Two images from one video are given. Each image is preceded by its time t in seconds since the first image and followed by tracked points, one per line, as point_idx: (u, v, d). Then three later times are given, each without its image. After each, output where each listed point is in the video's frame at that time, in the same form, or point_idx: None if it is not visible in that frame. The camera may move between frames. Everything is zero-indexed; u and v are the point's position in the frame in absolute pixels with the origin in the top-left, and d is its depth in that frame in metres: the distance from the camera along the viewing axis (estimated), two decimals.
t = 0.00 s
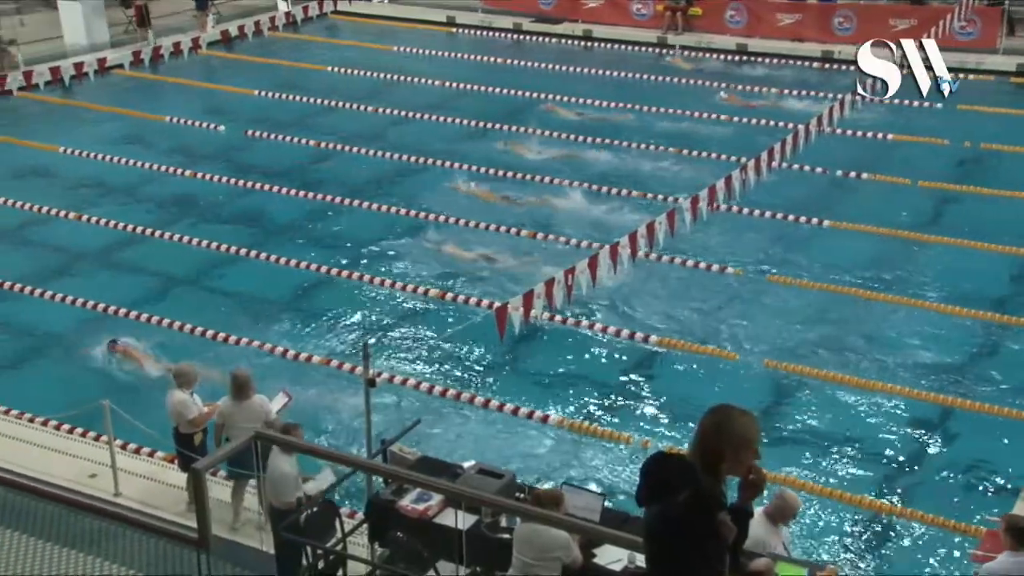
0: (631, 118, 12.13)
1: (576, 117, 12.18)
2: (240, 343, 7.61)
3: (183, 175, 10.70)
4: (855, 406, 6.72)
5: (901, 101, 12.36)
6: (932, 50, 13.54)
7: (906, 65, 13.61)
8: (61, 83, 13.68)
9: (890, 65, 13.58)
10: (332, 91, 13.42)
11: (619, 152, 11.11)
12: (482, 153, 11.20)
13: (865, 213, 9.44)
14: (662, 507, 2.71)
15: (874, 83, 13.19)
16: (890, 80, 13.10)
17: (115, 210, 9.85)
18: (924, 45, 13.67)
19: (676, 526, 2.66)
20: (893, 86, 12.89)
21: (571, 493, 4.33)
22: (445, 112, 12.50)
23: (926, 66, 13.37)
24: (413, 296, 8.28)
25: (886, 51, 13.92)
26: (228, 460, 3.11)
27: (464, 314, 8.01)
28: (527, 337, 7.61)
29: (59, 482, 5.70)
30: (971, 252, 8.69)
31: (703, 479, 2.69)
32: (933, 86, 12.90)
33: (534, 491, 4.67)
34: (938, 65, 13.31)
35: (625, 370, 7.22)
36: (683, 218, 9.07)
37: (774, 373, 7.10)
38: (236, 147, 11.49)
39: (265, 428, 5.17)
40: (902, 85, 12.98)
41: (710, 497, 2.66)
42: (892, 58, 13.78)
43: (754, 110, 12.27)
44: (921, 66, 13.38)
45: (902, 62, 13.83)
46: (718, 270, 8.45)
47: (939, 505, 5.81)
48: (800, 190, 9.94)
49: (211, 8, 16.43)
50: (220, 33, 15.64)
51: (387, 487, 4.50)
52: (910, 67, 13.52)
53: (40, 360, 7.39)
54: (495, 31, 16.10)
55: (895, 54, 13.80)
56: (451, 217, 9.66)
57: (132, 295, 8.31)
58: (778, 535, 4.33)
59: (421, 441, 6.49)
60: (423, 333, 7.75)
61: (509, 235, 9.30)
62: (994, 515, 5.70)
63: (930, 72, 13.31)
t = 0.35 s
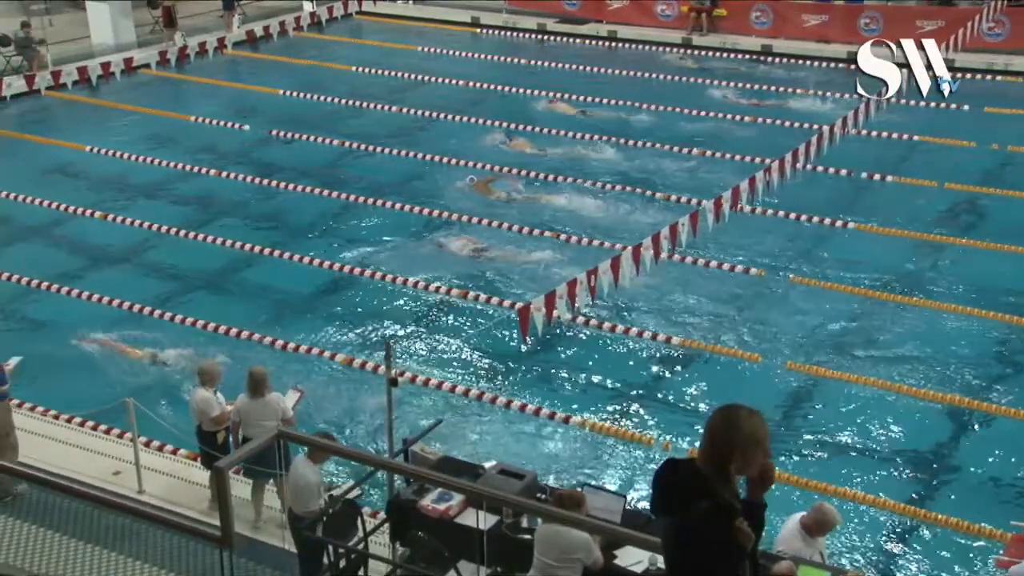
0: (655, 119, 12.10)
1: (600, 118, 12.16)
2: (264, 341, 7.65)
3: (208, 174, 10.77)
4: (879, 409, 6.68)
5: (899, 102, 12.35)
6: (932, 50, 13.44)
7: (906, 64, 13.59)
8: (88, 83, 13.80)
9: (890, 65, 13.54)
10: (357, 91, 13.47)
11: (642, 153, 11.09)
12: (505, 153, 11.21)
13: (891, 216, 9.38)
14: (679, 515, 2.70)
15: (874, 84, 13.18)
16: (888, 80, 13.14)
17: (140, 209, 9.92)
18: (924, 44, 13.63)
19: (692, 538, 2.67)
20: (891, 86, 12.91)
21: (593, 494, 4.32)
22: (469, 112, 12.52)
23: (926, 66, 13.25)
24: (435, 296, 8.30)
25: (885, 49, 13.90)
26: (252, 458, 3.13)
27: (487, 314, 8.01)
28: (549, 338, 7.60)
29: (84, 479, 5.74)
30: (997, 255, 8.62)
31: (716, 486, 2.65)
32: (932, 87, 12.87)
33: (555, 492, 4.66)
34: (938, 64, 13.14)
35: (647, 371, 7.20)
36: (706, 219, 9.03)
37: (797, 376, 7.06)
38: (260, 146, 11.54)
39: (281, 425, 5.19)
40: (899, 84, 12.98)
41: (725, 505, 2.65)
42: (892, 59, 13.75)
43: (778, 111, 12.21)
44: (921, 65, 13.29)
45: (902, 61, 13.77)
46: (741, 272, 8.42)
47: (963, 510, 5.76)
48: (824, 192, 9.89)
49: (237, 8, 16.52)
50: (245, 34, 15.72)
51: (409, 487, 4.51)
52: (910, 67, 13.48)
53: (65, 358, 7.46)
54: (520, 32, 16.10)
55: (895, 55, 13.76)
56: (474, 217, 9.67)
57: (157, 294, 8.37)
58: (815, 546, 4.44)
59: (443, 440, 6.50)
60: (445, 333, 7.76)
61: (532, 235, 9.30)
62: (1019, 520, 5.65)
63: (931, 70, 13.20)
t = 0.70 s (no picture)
0: (669, 120, 12.08)
1: (614, 119, 12.15)
2: (277, 341, 7.67)
3: (222, 174, 10.80)
4: (892, 411, 6.65)
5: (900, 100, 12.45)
6: (932, 50, 13.60)
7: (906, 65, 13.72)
8: (104, 83, 13.87)
9: (889, 65, 13.71)
10: (371, 91, 13.50)
11: (655, 154, 11.07)
12: (519, 154, 11.20)
13: (906, 217, 9.34)
14: (691, 530, 2.69)
15: (874, 82, 13.31)
16: (889, 81, 13.28)
17: (155, 208, 9.96)
18: (923, 44, 13.76)
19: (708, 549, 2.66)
20: (892, 87, 12.99)
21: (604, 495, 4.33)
22: (483, 113, 12.53)
23: (926, 66, 13.39)
24: (448, 296, 8.30)
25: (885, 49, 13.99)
26: (265, 456, 3.14)
27: (499, 314, 8.02)
28: (562, 339, 7.59)
29: (97, 477, 5.77)
30: (1013, 257, 8.57)
31: (723, 492, 2.66)
32: (933, 87, 12.97)
33: (567, 493, 4.67)
34: (938, 63, 13.26)
35: (659, 373, 7.19)
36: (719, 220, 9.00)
37: (810, 377, 7.05)
38: (274, 146, 11.57)
39: (291, 425, 5.20)
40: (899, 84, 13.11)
41: (736, 511, 2.65)
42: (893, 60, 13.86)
43: (793, 113, 12.17)
44: (920, 65, 13.42)
45: (903, 62, 13.89)
46: (754, 273, 8.40)
47: (977, 513, 5.73)
48: (838, 194, 9.85)
49: (252, 9, 16.58)
50: (260, 34, 15.77)
51: (420, 487, 4.52)
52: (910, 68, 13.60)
53: (80, 357, 7.48)
54: (534, 33, 16.12)
55: (895, 54, 13.88)
56: (487, 218, 9.67)
57: (171, 293, 8.39)
58: (853, 552, 4.45)
59: (455, 440, 6.51)
60: (457, 334, 7.76)
61: (545, 236, 9.30)
62: None
63: (930, 70, 13.30)
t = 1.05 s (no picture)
0: (691, 121, 12.04)
1: (636, 120, 12.13)
2: (298, 339, 7.71)
3: (245, 173, 10.86)
4: (914, 415, 6.62)
5: (902, 101, 12.42)
6: (932, 50, 13.51)
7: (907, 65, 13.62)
8: (128, 82, 13.95)
9: (889, 65, 13.64)
10: (392, 91, 13.53)
11: (677, 155, 11.05)
12: (540, 154, 11.20)
13: (930, 220, 9.28)
14: (707, 536, 2.69)
15: (874, 82, 13.23)
16: (889, 80, 13.18)
17: (178, 207, 10.01)
18: (924, 45, 13.67)
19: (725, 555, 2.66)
20: (892, 87, 12.97)
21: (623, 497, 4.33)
22: (504, 113, 12.53)
23: (926, 66, 13.29)
24: (468, 296, 8.32)
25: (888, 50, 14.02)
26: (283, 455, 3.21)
27: (519, 315, 8.02)
28: (582, 340, 7.59)
29: (120, 473, 5.82)
30: None
31: (740, 498, 2.65)
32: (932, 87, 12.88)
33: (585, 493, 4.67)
34: (938, 64, 13.14)
35: (679, 374, 7.17)
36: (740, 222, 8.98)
37: (831, 380, 7.02)
38: (297, 145, 11.62)
39: (311, 424, 5.22)
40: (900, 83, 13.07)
41: (753, 517, 2.64)
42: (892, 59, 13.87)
43: (816, 114, 12.12)
44: (921, 65, 13.34)
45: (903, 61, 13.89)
46: (775, 275, 8.37)
47: (999, 518, 5.69)
48: (861, 196, 9.80)
49: (276, 8, 16.66)
50: (282, 34, 15.83)
51: (439, 487, 4.53)
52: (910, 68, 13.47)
53: (104, 354, 7.54)
54: (556, 33, 16.12)
55: (895, 54, 13.90)
56: (508, 218, 9.68)
57: (194, 291, 8.44)
58: (907, 557, 4.13)
59: (475, 439, 6.52)
60: (477, 334, 7.77)
61: (566, 236, 9.29)
62: None
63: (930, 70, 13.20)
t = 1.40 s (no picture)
0: (714, 122, 11.99)
1: (658, 121, 12.09)
2: (319, 339, 7.73)
3: (268, 172, 10.90)
4: (938, 419, 6.56)
5: (927, 102, 12.34)
6: (932, 49, 13.77)
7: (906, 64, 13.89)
8: (154, 82, 14.04)
9: (889, 65, 13.80)
10: (415, 91, 13.56)
11: (699, 156, 11.01)
12: (562, 154, 11.19)
13: (955, 223, 9.20)
14: (727, 535, 2.68)
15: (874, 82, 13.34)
16: (889, 80, 13.29)
17: (202, 206, 10.06)
18: (923, 44, 13.94)
19: (745, 556, 2.66)
20: (893, 85, 13.07)
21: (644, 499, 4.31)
22: (527, 113, 12.53)
23: (926, 67, 13.59)
24: (490, 297, 8.31)
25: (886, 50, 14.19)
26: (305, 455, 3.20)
27: (540, 316, 8.01)
28: (603, 341, 7.58)
29: (143, 471, 5.85)
30: None
31: (762, 500, 2.63)
32: (933, 86, 13.08)
33: (606, 495, 4.65)
34: (938, 65, 13.50)
35: (701, 376, 7.14)
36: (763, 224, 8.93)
37: (854, 383, 6.97)
38: (319, 145, 11.66)
39: (334, 424, 5.22)
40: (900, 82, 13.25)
41: (774, 520, 2.62)
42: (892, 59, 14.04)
43: (841, 115, 12.05)
44: (920, 66, 13.62)
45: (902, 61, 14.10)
46: (798, 278, 8.33)
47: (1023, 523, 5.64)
48: (886, 198, 9.74)
49: (300, 9, 16.73)
50: (306, 34, 15.89)
51: (460, 487, 4.52)
52: (910, 68, 13.76)
53: (127, 352, 7.58)
54: (579, 34, 16.12)
55: (895, 53, 14.09)
56: (530, 219, 9.67)
57: (216, 290, 8.48)
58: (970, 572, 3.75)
59: (495, 439, 6.51)
60: (498, 335, 7.76)
61: (588, 237, 9.28)
62: None
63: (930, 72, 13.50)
